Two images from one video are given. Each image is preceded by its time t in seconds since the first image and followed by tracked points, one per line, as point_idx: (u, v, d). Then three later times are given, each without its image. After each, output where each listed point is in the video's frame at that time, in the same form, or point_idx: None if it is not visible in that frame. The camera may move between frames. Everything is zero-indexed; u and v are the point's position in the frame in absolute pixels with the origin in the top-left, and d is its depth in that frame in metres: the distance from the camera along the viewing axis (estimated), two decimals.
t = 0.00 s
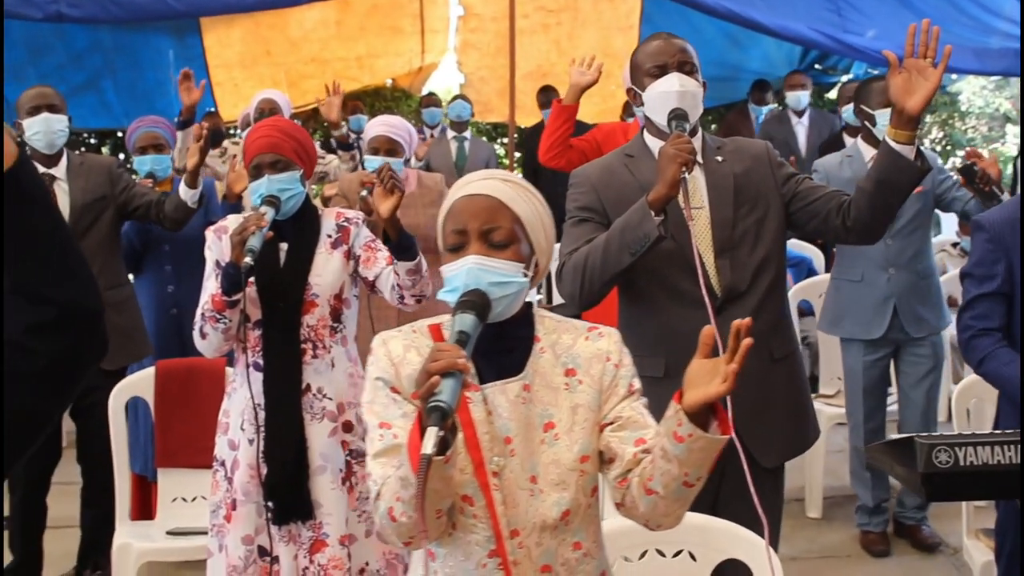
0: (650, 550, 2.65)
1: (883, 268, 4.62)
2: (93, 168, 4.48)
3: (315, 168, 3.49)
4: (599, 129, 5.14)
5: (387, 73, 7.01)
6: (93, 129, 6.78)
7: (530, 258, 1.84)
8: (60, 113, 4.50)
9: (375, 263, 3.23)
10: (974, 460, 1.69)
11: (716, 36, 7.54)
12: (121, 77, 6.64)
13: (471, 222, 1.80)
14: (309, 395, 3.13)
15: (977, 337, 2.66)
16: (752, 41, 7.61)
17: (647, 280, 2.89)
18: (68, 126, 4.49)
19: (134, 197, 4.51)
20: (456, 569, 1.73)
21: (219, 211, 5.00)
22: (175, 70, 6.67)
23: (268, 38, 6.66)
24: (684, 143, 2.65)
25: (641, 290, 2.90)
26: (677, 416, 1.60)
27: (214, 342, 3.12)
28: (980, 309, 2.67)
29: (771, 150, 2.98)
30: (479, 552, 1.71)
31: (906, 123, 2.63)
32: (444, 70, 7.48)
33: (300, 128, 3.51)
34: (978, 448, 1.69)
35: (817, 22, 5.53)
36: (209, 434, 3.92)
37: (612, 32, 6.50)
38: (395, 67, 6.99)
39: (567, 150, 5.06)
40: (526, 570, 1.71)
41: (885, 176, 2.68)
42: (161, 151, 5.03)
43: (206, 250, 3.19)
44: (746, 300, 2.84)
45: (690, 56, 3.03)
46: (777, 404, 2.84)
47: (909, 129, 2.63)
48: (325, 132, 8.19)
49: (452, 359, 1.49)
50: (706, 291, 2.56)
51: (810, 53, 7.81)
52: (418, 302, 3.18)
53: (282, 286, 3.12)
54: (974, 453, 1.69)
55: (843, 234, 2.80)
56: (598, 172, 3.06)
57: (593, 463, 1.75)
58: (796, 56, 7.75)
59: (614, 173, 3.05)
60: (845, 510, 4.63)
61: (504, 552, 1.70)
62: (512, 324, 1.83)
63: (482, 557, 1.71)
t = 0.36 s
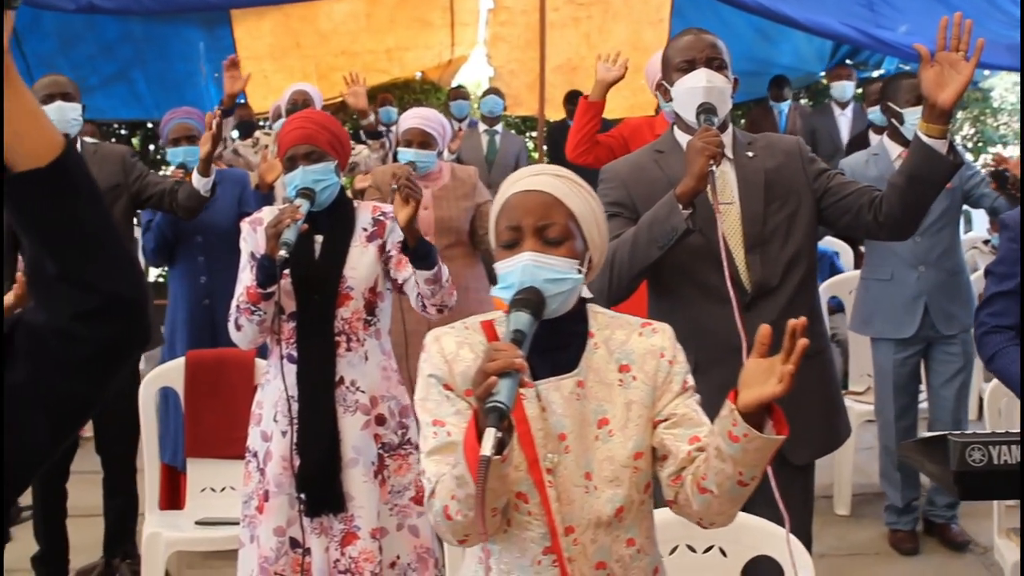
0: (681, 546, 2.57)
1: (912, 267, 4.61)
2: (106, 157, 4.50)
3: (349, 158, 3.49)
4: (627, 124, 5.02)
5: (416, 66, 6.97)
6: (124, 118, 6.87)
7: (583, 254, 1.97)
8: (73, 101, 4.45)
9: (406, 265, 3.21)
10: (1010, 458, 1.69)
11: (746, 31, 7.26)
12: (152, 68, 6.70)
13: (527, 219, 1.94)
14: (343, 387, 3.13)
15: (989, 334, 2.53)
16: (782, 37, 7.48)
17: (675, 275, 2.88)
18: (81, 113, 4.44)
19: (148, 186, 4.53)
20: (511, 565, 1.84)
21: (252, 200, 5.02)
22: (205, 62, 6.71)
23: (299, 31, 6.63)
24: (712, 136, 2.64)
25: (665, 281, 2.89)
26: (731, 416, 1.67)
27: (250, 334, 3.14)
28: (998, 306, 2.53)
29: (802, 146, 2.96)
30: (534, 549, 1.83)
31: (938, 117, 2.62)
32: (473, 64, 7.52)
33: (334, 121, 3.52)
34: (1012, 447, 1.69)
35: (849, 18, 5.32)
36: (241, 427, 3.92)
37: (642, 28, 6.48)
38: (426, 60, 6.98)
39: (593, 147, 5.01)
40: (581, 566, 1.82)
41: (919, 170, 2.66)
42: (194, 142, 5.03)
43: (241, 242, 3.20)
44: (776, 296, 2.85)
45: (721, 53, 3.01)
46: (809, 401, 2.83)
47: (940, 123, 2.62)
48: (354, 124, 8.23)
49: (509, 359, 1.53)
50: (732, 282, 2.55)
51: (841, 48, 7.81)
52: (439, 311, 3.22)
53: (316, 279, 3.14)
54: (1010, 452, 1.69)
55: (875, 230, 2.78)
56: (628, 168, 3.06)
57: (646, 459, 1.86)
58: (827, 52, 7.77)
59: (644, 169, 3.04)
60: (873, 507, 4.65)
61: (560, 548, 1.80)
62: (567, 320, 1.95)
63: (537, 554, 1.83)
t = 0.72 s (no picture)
0: (706, 545, 2.56)
1: (949, 264, 4.57)
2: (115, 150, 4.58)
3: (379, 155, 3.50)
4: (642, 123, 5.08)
5: (441, 63, 6.87)
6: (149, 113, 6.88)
7: (617, 254, 1.99)
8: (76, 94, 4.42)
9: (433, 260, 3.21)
10: None
11: (771, 30, 7.09)
12: (178, 63, 6.70)
13: (562, 219, 1.96)
14: (368, 384, 3.14)
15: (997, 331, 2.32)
16: (807, 36, 7.28)
17: (701, 272, 2.89)
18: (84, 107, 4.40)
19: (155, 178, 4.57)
20: (538, 563, 1.84)
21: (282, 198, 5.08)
22: (231, 58, 6.78)
23: (323, 26, 6.68)
24: (739, 130, 2.67)
25: (693, 278, 2.90)
26: (765, 424, 1.66)
27: (276, 328, 3.17)
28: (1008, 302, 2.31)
29: (830, 143, 2.94)
30: (562, 548, 1.82)
31: (967, 112, 2.59)
32: (498, 61, 7.52)
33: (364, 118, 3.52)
34: None
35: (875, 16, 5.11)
36: (268, 422, 3.95)
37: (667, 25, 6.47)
38: (450, 57, 6.86)
39: (606, 144, 4.97)
40: (608, 566, 1.82)
41: (949, 165, 2.64)
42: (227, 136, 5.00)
43: (271, 237, 3.23)
44: (803, 293, 2.84)
45: (747, 50, 2.99)
46: (837, 402, 2.82)
47: (969, 118, 2.59)
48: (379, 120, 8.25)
49: (541, 363, 1.54)
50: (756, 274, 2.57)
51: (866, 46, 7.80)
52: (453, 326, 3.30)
53: (345, 275, 3.14)
54: None
55: (903, 226, 2.76)
56: (655, 165, 3.05)
57: (676, 461, 1.86)
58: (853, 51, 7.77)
59: (671, 165, 3.03)
60: (897, 508, 4.62)
61: (588, 549, 1.80)
62: (600, 320, 1.95)
63: (565, 554, 1.82)
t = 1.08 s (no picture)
0: (746, 546, 2.54)
1: (1010, 268, 4.48)
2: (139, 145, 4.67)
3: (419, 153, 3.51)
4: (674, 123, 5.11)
5: (477, 60, 6.80)
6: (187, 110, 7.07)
7: (653, 253, 1.99)
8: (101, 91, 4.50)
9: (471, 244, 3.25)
10: None
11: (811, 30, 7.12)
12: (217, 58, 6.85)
13: (600, 215, 1.96)
14: (404, 380, 3.16)
15: None
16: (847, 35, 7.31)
17: (743, 268, 2.86)
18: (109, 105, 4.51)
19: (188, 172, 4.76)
20: (569, 559, 1.85)
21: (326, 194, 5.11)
22: (269, 55, 6.98)
23: (360, 24, 6.79)
24: (782, 125, 2.65)
25: (733, 275, 2.88)
26: (801, 415, 1.68)
27: (311, 323, 3.18)
28: None
29: (869, 139, 2.92)
30: (594, 544, 1.83)
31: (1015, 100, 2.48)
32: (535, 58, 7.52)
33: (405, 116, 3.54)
34: None
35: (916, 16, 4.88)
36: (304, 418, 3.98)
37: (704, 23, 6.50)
38: (487, 54, 6.76)
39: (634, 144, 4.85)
40: (641, 563, 1.81)
41: (996, 154, 2.57)
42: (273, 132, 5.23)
43: (308, 232, 3.25)
44: (845, 288, 2.83)
45: (787, 48, 2.97)
46: (874, 398, 2.79)
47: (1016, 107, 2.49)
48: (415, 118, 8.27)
49: (577, 354, 1.55)
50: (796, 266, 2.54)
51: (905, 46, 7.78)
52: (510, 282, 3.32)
53: (382, 270, 3.16)
54: None
55: (947, 215, 2.73)
56: (693, 162, 3.04)
57: (710, 457, 1.86)
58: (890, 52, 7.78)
59: (709, 163, 3.02)
60: (935, 512, 4.57)
61: (620, 544, 1.80)
62: (635, 317, 1.95)
63: (597, 549, 1.83)
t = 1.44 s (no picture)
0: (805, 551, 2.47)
1: None
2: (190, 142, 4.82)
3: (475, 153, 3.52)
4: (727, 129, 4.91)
5: (535, 60, 6.77)
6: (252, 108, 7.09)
7: (712, 252, 1.98)
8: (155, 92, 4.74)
9: (524, 233, 3.30)
10: None
11: (871, 31, 7.09)
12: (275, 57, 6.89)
13: (658, 213, 1.96)
14: (461, 375, 3.17)
15: None
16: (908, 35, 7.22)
17: (805, 265, 2.84)
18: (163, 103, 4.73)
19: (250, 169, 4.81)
20: (623, 553, 1.85)
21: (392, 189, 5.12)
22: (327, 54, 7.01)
23: (418, 23, 6.77)
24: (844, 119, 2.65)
25: (793, 272, 2.86)
26: (863, 399, 1.67)
27: (367, 319, 3.19)
28: None
29: (929, 133, 2.87)
30: (650, 538, 1.83)
31: None
32: (592, 58, 7.52)
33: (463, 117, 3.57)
34: None
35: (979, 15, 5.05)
36: (360, 414, 4.02)
37: (763, 24, 6.57)
38: (544, 54, 6.77)
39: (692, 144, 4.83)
40: (698, 557, 1.81)
41: None
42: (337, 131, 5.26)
43: (365, 230, 3.29)
44: (909, 281, 2.79)
45: (847, 47, 2.93)
46: (940, 388, 2.78)
47: None
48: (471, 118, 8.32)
49: (634, 342, 1.55)
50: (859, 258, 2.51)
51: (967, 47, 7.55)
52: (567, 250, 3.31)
53: (439, 266, 3.19)
54: None
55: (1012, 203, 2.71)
56: (753, 159, 3.03)
57: (770, 452, 1.85)
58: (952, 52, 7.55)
59: (768, 161, 3.00)
60: (994, 518, 4.49)
61: (677, 539, 1.80)
62: (691, 316, 1.94)
63: (653, 543, 1.83)
